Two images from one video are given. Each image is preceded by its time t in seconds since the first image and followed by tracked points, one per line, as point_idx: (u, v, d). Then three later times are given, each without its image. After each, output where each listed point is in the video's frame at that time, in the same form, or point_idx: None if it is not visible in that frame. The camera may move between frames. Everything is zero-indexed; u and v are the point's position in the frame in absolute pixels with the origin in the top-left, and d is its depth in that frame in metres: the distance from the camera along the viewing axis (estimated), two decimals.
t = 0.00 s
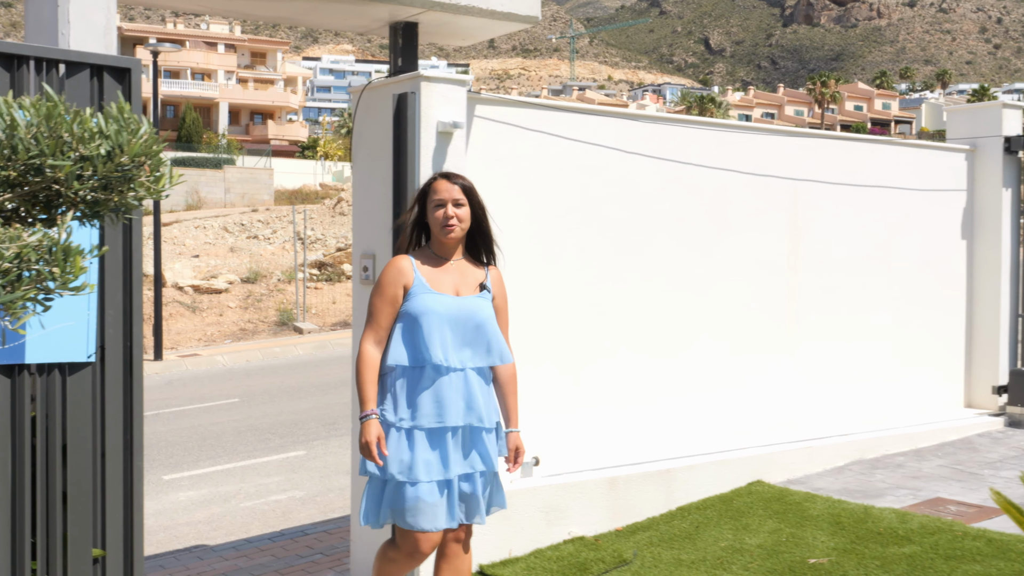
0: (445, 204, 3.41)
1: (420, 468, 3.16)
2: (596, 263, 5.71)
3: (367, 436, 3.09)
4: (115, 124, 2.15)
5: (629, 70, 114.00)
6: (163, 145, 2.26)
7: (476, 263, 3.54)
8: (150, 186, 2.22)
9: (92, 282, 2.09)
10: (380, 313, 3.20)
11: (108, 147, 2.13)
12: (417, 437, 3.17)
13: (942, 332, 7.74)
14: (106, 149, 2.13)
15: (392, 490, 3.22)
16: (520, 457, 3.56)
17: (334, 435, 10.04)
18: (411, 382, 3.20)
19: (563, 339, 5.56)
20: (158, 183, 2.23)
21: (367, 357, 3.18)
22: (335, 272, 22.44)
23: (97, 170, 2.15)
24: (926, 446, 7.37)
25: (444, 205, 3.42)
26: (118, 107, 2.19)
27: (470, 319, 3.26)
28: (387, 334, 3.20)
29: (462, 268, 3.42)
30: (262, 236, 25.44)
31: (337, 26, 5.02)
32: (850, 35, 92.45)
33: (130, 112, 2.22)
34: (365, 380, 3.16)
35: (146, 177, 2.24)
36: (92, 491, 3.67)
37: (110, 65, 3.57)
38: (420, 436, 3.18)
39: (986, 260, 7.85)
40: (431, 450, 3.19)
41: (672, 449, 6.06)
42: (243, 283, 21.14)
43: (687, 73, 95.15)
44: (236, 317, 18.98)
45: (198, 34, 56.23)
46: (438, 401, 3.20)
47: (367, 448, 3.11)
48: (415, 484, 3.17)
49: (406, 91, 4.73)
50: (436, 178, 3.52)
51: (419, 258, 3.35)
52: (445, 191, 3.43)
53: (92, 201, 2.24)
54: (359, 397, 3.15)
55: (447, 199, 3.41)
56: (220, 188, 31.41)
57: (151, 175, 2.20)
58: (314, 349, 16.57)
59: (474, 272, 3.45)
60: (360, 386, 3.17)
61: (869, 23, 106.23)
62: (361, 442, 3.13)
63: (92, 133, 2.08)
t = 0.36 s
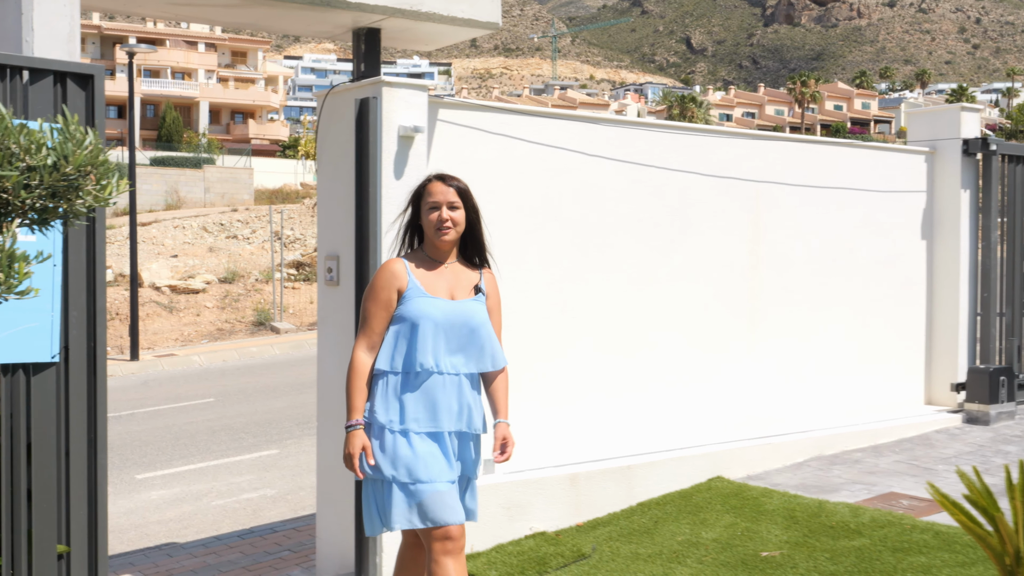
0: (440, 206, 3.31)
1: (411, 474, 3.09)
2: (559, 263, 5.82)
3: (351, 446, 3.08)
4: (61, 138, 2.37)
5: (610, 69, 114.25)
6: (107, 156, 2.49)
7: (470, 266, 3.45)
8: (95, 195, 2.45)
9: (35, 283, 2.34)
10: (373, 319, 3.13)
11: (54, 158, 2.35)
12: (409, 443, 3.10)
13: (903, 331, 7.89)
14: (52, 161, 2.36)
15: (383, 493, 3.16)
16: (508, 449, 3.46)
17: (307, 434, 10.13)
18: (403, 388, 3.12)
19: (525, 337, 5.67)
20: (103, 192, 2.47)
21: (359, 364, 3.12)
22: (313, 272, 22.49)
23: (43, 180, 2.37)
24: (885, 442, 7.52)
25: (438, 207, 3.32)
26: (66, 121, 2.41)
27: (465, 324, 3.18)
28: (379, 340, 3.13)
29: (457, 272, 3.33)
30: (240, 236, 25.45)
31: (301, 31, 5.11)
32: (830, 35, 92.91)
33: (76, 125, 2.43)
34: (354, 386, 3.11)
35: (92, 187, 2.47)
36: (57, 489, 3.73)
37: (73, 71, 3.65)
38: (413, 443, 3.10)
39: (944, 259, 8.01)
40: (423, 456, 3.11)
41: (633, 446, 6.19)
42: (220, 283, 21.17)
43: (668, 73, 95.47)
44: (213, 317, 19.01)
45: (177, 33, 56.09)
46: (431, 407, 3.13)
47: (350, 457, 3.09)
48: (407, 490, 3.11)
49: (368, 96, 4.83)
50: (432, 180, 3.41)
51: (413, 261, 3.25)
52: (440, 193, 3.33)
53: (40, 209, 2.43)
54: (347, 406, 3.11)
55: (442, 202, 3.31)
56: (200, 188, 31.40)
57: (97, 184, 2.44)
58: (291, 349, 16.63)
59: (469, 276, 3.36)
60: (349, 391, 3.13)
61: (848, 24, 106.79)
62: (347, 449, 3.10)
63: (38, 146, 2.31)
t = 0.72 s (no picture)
0: (435, 197, 3.12)
1: (434, 470, 2.94)
2: (527, 263, 5.92)
3: (367, 455, 2.88)
4: (22, 143, 2.46)
5: (592, 69, 114.47)
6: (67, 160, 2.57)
7: (467, 256, 3.27)
8: (56, 197, 2.52)
9: None
10: (377, 320, 2.96)
11: (15, 161, 2.44)
12: (430, 439, 2.94)
13: (867, 329, 8.04)
14: (14, 165, 2.45)
15: (402, 493, 2.99)
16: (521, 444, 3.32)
17: (283, 432, 10.21)
18: (419, 385, 2.96)
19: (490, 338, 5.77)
20: (64, 194, 2.54)
21: (366, 367, 2.94)
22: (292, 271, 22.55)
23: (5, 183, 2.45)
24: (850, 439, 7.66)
25: (433, 198, 3.13)
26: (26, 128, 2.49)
27: (477, 313, 3.03)
28: (386, 342, 2.96)
29: (455, 264, 3.15)
30: (220, 236, 25.46)
31: (271, 35, 5.19)
32: (811, 35, 93.36)
33: (37, 131, 2.52)
34: (365, 390, 2.91)
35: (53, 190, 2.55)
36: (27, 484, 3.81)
37: (43, 75, 3.74)
38: (434, 438, 2.95)
39: (908, 258, 8.16)
40: (445, 451, 2.96)
41: (600, 442, 6.30)
42: (199, 282, 21.19)
43: (650, 73, 95.75)
44: (191, 316, 19.04)
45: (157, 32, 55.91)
46: (450, 401, 2.97)
47: (366, 466, 2.90)
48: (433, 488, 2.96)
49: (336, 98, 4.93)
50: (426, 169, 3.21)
51: (408, 257, 3.07)
52: (435, 183, 3.13)
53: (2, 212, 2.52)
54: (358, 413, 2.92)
55: (437, 192, 3.12)
56: (180, 187, 31.37)
57: (57, 186, 2.52)
58: (269, 348, 16.69)
59: (469, 265, 3.19)
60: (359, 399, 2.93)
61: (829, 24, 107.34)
62: (361, 457, 2.91)
63: None
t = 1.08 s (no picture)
0: (440, 196, 3.10)
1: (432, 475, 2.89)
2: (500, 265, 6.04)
3: (397, 451, 2.79)
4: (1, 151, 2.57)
5: (574, 70, 114.83)
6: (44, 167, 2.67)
7: (467, 257, 3.25)
8: (33, 203, 2.63)
9: None
10: (382, 319, 2.91)
11: None
12: (427, 445, 2.89)
13: (835, 329, 8.20)
14: None
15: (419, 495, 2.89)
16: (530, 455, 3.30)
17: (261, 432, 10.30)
18: (418, 387, 2.92)
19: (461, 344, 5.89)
20: (40, 201, 2.65)
21: (377, 365, 2.85)
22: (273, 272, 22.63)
23: None
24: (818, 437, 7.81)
25: (438, 197, 3.11)
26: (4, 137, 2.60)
27: (477, 316, 3.01)
28: (393, 341, 2.90)
29: (457, 264, 3.13)
30: (201, 237, 25.51)
31: (247, 42, 5.30)
32: (792, 38, 93.94)
33: (15, 140, 2.63)
34: (378, 390, 2.84)
35: (31, 197, 2.65)
36: (4, 482, 3.90)
37: (21, 81, 3.84)
38: (433, 443, 2.90)
39: (875, 260, 8.33)
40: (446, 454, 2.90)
41: (571, 440, 6.42)
42: (179, 283, 21.24)
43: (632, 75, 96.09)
44: (172, 318, 19.11)
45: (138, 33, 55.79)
46: (448, 405, 2.92)
47: (397, 465, 2.80)
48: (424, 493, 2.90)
49: (310, 104, 5.04)
50: (429, 166, 3.19)
51: (412, 254, 3.04)
52: (440, 181, 3.11)
53: None
54: (377, 413, 2.83)
55: (443, 191, 3.10)
56: (161, 188, 31.40)
57: (34, 193, 2.62)
58: (249, 349, 16.77)
59: (470, 269, 3.16)
60: (374, 399, 2.85)
61: (810, 27, 107.96)
62: (388, 458, 2.82)
63: None
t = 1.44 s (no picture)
0: (435, 197, 3.03)
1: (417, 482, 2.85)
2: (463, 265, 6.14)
3: (384, 464, 2.77)
4: None
5: (548, 70, 115.05)
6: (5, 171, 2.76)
7: (463, 261, 3.19)
8: None
9: None
10: (374, 325, 2.86)
11: None
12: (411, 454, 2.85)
13: (794, 327, 8.37)
14: None
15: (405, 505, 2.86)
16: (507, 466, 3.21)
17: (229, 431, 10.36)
18: (403, 395, 2.87)
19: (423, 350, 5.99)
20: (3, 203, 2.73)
21: (368, 374, 2.83)
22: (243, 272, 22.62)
23: None
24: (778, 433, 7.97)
25: (434, 199, 3.03)
26: None
27: (470, 323, 2.94)
28: (384, 348, 2.85)
29: (452, 268, 3.07)
30: (172, 236, 25.46)
31: (211, 45, 5.37)
32: (764, 38, 94.53)
33: None
34: (368, 398, 2.82)
35: None
36: None
37: None
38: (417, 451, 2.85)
39: (833, 259, 8.51)
40: (432, 464, 2.84)
41: (533, 436, 6.54)
42: (149, 283, 21.20)
43: (605, 75, 96.40)
44: (141, 317, 19.09)
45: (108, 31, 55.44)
46: (434, 414, 2.86)
47: (383, 476, 2.78)
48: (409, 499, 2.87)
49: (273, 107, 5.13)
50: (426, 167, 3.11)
51: (406, 258, 2.97)
52: (436, 183, 3.04)
53: None
54: (366, 421, 2.81)
55: (438, 193, 3.03)
56: (131, 187, 31.27)
57: None
58: (219, 349, 16.79)
59: (465, 273, 3.10)
60: (364, 406, 2.83)
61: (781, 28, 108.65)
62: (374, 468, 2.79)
63: None
